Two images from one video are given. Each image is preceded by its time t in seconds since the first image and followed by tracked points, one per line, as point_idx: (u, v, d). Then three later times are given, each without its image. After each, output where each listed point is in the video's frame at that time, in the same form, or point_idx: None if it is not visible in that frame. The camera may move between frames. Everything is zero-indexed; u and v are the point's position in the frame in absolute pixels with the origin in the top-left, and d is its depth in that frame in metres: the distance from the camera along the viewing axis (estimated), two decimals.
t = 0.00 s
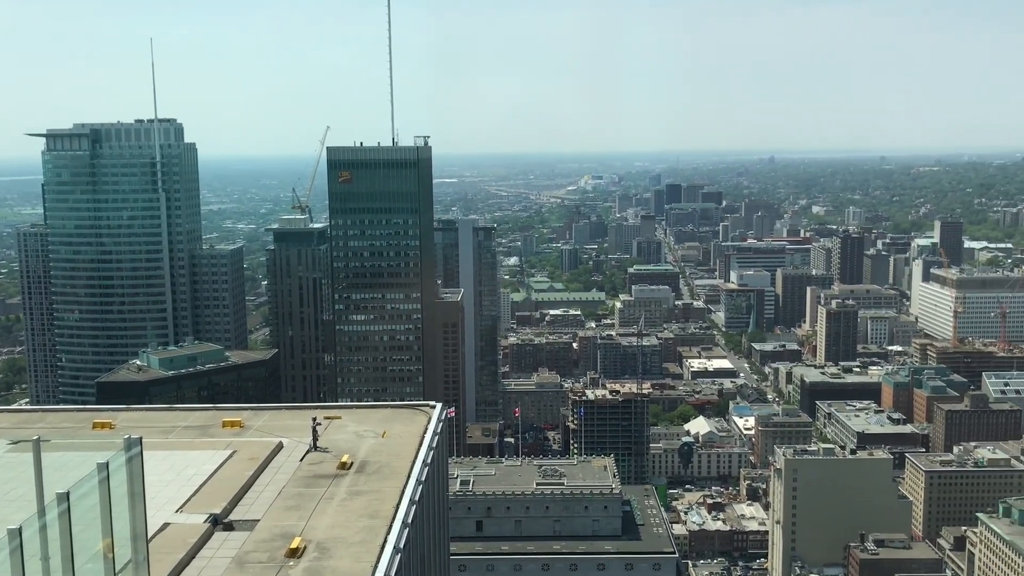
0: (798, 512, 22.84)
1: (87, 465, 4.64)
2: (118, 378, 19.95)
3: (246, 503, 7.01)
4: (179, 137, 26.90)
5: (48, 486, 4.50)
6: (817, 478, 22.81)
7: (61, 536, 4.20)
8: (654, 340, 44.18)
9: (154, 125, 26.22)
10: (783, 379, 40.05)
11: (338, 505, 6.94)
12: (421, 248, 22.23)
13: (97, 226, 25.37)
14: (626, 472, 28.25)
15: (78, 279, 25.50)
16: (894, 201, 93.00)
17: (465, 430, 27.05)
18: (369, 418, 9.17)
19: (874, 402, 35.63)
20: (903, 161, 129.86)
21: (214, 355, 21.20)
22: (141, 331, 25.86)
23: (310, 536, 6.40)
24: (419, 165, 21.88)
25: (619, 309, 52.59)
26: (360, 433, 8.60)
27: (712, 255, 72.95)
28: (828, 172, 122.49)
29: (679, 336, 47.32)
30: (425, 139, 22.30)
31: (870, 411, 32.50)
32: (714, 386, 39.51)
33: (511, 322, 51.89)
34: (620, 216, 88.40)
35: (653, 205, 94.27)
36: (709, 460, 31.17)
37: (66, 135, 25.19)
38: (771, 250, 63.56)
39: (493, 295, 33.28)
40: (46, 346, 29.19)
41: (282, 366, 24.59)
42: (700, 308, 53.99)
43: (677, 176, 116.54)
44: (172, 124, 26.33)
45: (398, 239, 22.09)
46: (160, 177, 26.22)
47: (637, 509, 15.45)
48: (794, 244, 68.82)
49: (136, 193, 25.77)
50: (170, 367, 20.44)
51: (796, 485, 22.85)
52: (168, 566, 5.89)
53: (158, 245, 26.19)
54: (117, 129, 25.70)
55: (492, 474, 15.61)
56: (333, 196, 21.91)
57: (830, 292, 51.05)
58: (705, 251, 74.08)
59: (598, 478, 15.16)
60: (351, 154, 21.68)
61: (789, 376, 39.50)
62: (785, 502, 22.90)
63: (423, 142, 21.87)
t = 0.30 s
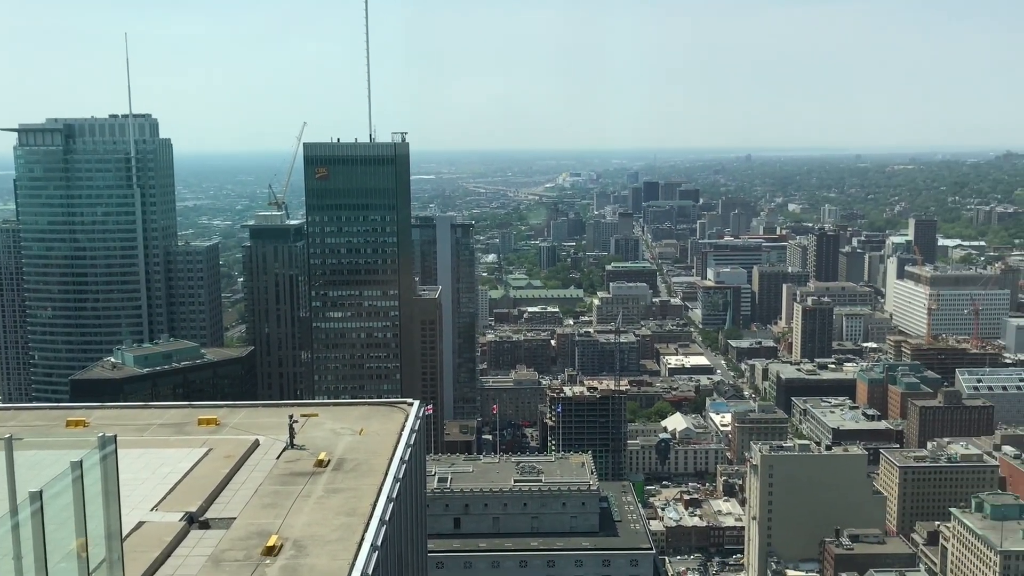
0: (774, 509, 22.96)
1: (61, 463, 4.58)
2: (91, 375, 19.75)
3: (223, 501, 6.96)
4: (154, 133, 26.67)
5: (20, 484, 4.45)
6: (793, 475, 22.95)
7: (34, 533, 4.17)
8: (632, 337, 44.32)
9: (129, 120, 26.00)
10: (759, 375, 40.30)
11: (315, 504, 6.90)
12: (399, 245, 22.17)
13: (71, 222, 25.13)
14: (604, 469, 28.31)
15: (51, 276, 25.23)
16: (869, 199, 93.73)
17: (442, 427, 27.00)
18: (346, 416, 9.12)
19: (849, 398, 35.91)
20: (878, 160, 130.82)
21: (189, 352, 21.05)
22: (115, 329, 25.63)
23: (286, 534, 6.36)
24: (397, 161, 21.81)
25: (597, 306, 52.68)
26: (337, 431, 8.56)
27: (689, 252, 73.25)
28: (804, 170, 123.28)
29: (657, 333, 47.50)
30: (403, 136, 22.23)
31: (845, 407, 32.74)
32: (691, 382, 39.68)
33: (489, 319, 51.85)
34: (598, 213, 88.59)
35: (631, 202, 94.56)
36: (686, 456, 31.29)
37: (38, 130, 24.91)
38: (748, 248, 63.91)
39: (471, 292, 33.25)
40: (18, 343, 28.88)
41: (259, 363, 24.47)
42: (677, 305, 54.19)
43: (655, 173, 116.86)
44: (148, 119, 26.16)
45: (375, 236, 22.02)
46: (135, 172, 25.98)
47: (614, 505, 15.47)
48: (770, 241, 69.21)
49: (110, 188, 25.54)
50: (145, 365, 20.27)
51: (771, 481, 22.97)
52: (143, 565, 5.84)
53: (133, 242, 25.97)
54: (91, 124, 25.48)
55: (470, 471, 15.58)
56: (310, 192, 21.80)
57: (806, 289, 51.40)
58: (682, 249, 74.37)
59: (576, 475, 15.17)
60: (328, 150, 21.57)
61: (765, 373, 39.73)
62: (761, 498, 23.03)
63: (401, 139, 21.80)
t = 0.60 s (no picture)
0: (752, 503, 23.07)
1: (35, 461, 4.55)
2: (67, 372, 19.58)
3: (200, 499, 6.91)
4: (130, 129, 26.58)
5: None
6: (771, 470, 23.09)
7: (10, 533, 4.13)
8: (611, 334, 44.43)
9: (105, 115, 26.00)
10: (738, 372, 40.51)
11: (294, 501, 6.86)
12: (378, 241, 22.10)
13: (46, 218, 24.89)
14: (584, 465, 28.37)
15: (25, 272, 24.99)
16: (846, 197, 94.34)
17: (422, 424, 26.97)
18: (325, 414, 9.08)
19: (826, 394, 36.16)
20: (855, 158, 131.76)
21: (167, 350, 20.90)
22: (92, 326, 25.43)
23: (264, 532, 6.34)
24: (376, 158, 21.72)
25: (577, 303, 52.77)
26: (315, 428, 8.53)
27: (668, 249, 73.51)
28: (782, 168, 123.94)
29: (636, 330, 47.63)
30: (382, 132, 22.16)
31: (822, 403, 32.96)
32: (670, 379, 39.85)
33: (469, 316, 51.81)
34: (578, 210, 88.61)
35: (610, 199, 94.73)
36: (665, 453, 31.42)
37: (12, 125, 24.68)
38: (726, 245, 64.18)
39: (451, 290, 33.23)
40: None
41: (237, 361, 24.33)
42: (656, 302, 54.37)
43: (635, 170, 117.06)
44: (124, 115, 26.11)
45: (354, 233, 21.94)
46: (111, 168, 25.77)
47: (594, 501, 15.48)
48: (748, 238, 69.56)
49: (86, 184, 25.32)
50: (122, 362, 20.12)
51: (749, 476, 23.11)
52: (119, 564, 5.79)
53: (109, 238, 25.77)
54: (66, 120, 25.34)
55: (450, 468, 15.57)
56: (289, 189, 21.69)
57: (784, 286, 51.73)
58: (661, 246, 74.61)
59: (556, 471, 15.18)
60: (306, 145, 21.45)
61: (744, 369, 39.94)
62: (739, 493, 23.15)
63: (380, 135, 21.72)
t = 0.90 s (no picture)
0: (729, 500, 23.19)
1: (8, 461, 4.51)
2: (40, 373, 19.37)
3: (176, 499, 6.86)
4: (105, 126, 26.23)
5: None
6: (748, 468, 23.22)
7: None
8: (589, 332, 44.49)
9: (79, 112, 25.61)
10: (715, 369, 40.69)
11: (271, 501, 6.83)
12: (355, 240, 22.02)
13: (18, 216, 24.65)
14: (562, 463, 28.42)
15: None
16: (822, 196, 94.99)
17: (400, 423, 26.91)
18: (302, 413, 9.03)
19: (802, 391, 36.39)
20: (830, 156, 132.53)
21: (142, 349, 20.72)
22: (65, 325, 25.20)
23: (241, 532, 6.30)
24: (353, 156, 21.65)
25: (555, 301, 52.80)
26: (292, 428, 8.49)
27: (646, 248, 73.69)
28: (758, 167, 124.52)
29: (614, 328, 47.75)
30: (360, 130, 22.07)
31: (798, 401, 33.18)
32: (648, 376, 39.98)
33: (447, 314, 51.71)
34: (556, 209, 88.64)
35: (588, 197, 94.89)
36: (643, 451, 31.52)
37: None
38: (703, 243, 64.44)
39: (429, 288, 33.16)
40: None
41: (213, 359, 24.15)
42: (635, 300, 54.50)
43: (613, 169, 117.29)
44: (98, 111, 25.73)
45: (331, 231, 21.85)
46: (85, 166, 25.50)
47: (573, 499, 15.48)
48: (725, 237, 69.87)
49: (59, 182, 25.09)
50: (97, 362, 19.93)
51: (727, 473, 23.23)
52: (94, 565, 5.74)
53: (83, 237, 25.51)
54: (39, 117, 25.05)
55: (428, 467, 15.53)
56: (265, 187, 21.58)
57: (760, 284, 51.99)
58: (639, 244, 74.80)
59: (534, 470, 15.18)
60: (283, 144, 21.35)
61: (721, 367, 40.11)
62: (717, 490, 23.25)
63: (358, 133, 21.63)
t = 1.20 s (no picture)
0: (705, 498, 23.29)
1: None
2: (10, 373, 19.13)
3: (150, 501, 6.80)
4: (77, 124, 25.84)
5: None
6: (723, 466, 23.33)
7: None
8: (566, 332, 44.54)
9: (49, 111, 25.21)
10: (691, 368, 40.86)
11: (246, 502, 6.78)
12: (331, 239, 21.92)
13: None
14: (539, 463, 28.44)
15: None
16: (796, 196, 95.70)
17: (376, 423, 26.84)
18: (277, 414, 8.98)
19: (777, 390, 36.63)
20: (804, 156, 133.55)
21: (114, 350, 20.54)
22: (36, 326, 25.04)
23: (216, 534, 6.26)
24: (329, 155, 21.55)
25: (532, 301, 52.83)
26: (267, 428, 8.44)
27: (622, 248, 73.92)
28: (733, 167, 125.19)
29: (591, 327, 47.83)
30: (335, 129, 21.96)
31: (773, 399, 33.39)
32: (624, 375, 40.10)
33: (423, 314, 51.62)
34: (532, 208, 88.68)
35: (565, 197, 95.02)
36: (619, 450, 31.60)
37: None
38: (679, 243, 64.69)
39: (405, 288, 33.10)
40: None
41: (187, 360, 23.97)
42: (611, 300, 54.65)
43: (589, 168, 117.55)
44: (70, 110, 25.33)
45: (306, 230, 21.74)
46: (56, 165, 25.22)
47: (549, 499, 15.47)
48: (701, 237, 70.18)
49: (30, 182, 24.88)
50: (68, 363, 19.74)
51: (702, 472, 23.33)
52: (66, 569, 5.68)
53: (54, 237, 25.27)
54: (9, 115, 24.76)
55: (405, 467, 15.47)
56: (240, 187, 21.44)
57: (735, 284, 52.28)
58: (615, 244, 75.01)
59: (511, 470, 15.17)
60: (257, 142, 21.21)
61: (696, 366, 40.29)
62: (692, 489, 23.33)
63: (333, 132, 21.53)
